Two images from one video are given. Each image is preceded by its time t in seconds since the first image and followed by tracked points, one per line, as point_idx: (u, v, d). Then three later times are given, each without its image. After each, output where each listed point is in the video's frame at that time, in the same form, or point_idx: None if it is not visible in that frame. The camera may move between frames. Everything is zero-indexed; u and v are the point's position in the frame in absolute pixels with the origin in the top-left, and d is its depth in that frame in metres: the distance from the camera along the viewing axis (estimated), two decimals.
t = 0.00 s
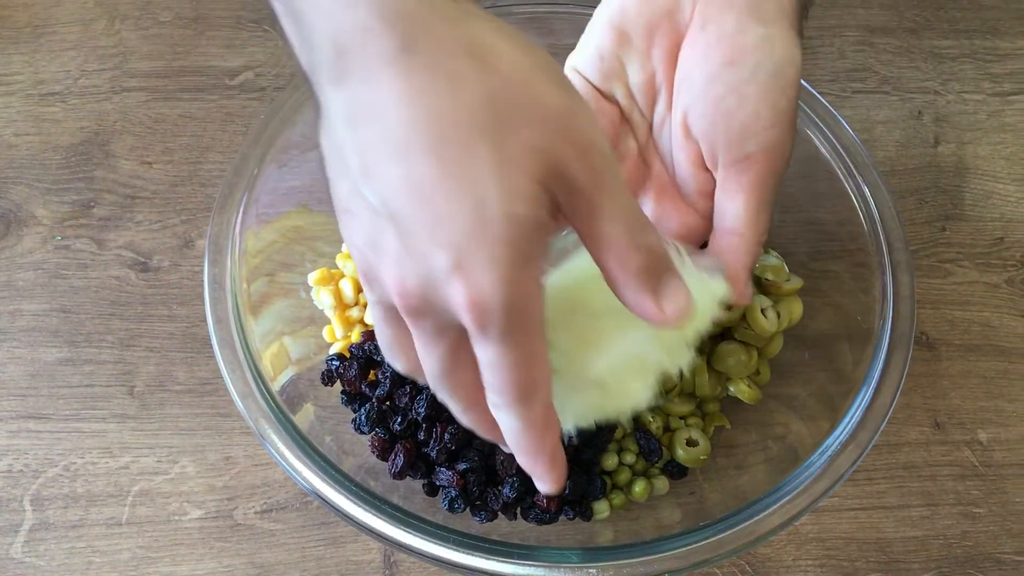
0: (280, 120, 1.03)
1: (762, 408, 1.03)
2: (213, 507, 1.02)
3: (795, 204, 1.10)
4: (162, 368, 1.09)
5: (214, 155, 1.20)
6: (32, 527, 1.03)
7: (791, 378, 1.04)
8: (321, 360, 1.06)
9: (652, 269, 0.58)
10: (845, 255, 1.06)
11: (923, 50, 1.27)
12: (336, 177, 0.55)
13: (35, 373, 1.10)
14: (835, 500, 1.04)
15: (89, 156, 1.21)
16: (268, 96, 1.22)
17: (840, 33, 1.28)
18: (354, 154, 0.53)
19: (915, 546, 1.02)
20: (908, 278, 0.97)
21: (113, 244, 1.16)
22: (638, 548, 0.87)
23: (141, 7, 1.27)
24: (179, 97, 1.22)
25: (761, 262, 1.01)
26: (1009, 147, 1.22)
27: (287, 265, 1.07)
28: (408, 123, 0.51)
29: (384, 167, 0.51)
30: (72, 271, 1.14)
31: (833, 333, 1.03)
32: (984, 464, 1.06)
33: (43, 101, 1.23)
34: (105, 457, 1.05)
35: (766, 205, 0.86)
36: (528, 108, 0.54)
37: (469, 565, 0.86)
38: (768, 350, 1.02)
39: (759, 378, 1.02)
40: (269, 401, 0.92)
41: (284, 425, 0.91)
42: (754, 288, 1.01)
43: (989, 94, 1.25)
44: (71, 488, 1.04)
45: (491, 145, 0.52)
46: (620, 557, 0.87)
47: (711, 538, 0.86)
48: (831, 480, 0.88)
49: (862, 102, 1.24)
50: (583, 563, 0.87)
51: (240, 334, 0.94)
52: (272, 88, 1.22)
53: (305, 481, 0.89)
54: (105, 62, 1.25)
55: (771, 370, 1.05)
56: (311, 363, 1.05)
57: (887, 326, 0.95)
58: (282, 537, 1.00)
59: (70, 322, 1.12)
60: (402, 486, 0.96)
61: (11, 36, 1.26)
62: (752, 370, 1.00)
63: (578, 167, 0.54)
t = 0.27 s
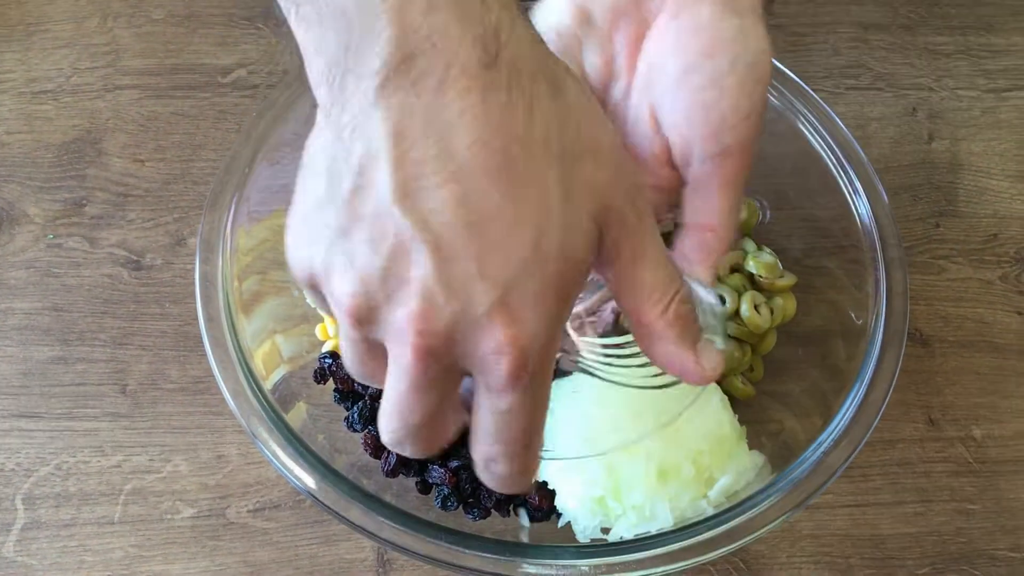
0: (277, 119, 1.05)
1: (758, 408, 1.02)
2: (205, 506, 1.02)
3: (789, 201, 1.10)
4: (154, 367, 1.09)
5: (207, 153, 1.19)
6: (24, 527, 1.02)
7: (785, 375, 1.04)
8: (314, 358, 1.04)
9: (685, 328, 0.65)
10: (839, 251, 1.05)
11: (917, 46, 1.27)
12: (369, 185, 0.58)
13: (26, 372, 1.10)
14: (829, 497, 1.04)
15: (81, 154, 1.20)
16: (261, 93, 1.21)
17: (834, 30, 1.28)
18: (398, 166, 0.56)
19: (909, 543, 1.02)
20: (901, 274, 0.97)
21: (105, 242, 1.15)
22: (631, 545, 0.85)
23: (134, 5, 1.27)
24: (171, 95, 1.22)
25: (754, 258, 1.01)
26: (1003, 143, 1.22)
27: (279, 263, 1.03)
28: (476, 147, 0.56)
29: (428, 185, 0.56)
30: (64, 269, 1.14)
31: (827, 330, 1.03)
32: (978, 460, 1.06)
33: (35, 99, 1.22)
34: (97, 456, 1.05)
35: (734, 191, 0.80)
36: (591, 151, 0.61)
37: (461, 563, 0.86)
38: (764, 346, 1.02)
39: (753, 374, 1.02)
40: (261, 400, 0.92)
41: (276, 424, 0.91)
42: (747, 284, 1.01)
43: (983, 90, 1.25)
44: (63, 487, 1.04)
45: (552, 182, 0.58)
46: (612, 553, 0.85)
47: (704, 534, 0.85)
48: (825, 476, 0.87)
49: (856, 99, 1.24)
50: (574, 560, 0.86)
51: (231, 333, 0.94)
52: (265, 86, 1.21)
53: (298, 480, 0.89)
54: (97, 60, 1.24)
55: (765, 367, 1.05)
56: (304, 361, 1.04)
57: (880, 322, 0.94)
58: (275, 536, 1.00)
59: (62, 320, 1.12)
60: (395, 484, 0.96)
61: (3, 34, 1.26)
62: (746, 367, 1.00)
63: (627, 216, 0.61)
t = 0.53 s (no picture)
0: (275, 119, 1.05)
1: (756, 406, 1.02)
2: (204, 506, 1.02)
3: (785, 201, 1.11)
4: (152, 367, 1.09)
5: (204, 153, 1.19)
6: (22, 527, 1.02)
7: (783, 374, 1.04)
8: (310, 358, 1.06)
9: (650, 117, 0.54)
10: (836, 250, 1.06)
11: (915, 45, 1.27)
12: None
13: (24, 372, 1.10)
14: (827, 495, 1.04)
15: (79, 154, 1.20)
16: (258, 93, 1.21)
17: (831, 28, 1.27)
18: None
19: (906, 541, 1.02)
20: (898, 273, 0.97)
21: (103, 243, 1.15)
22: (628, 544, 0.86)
23: (131, 5, 1.27)
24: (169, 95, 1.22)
25: (752, 257, 1.01)
26: (1000, 142, 1.22)
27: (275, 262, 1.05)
28: None
29: None
30: (62, 270, 1.14)
31: (824, 329, 1.04)
32: (975, 458, 1.06)
33: (32, 99, 1.22)
34: (95, 456, 1.05)
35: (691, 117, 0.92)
36: None
37: (459, 562, 0.86)
38: (760, 346, 1.01)
39: (750, 373, 1.02)
40: (260, 401, 0.92)
41: (275, 425, 0.91)
42: (745, 283, 1.02)
43: (981, 88, 1.25)
44: (61, 487, 1.04)
45: None
46: (610, 551, 0.86)
47: (701, 534, 0.85)
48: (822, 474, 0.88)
49: (854, 97, 1.24)
50: (572, 559, 0.86)
51: (229, 333, 0.94)
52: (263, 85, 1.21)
53: (296, 480, 0.88)
54: (94, 60, 1.24)
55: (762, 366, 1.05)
56: (301, 360, 1.05)
57: (876, 321, 0.94)
58: (273, 536, 1.00)
59: (60, 321, 1.12)
60: (393, 484, 0.96)
61: None
62: (743, 366, 1.00)
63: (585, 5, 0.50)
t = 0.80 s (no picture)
0: (271, 125, 1.07)
1: (748, 408, 1.03)
2: (200, 509, 1.03)
3: (777, 203, 1.11)
4: (150, 372, 1.10)
5: (201, 160, 1.21)
6: (21, 531, 1.04)
7: (774, 375, 1.05)
8: (305, 362, 1.06)
9: None
10: (827, 252, 1.06)
11: (908, 48, 1.27)
12: None
13: (23, 377, 1.11)
14: (819, 496, 1.05)
15: (78, 162, 1.22)
16: (255, 100, 1.23)
17: (824, 31, 1.28)
18: None
19: (897, 541, 1.02)
20: (887, 275, 0.97)
21: (101, 249, 1.17)
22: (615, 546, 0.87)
23: (130, 14, 1.28)
24: (167, 103, 1.23)
25: (742, 259, 1.01)
26: (993, 143, 1.23)
27: (270, 268, 1.09)
28: None
29: None
30: (61, 276, 1.15)
31: (816, 330, 1.04)
32: (967, 459, 1.06)
33: (32, 108, 1.24)
34: (93, 460, 1.06)
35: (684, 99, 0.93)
36: None
37: (449, 565, 0.87)
38: (751, 348, 1.02)
39: (741, 375, 1.03)
40: (253, 407, 0.93)
41: (268, 431, 0.92)
42: (735, 286, 1.02)
43: (974, 90, 1.25)
44: (60, 491, 1.05)
45: None
46: (598, 554, 0.86)
47: (688, 535, 0.86)
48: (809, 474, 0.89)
49: (847, 100, 1.25)
50: (561, 561, 0.86)
51: (222, 341, 0.96)
52: (260, 92, 1.23)
53: (289, 485, 0.90)
54: (93, 68, 1.26)
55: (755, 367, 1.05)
56: (296, 365, 1.05)
57: (864, 323, 0.95)
58: (268, 538, 1.01)
59: (59, 327, 1.13)
60: (386, 487, 0.97)
61: None
62: (733, 368, 1.01)
63: None
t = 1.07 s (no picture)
0: (270, 127, 1.07)
1: (746, 408, 1.03)
2: (199, 509, 1.03)
3: (776, 203, 1.11)
4: (148, 373, 1.10)
5: (200, 160, 1.21)
6: (20, 531, 1.04)
7: (774, 375, 1.05)
8: (304, 362, 1.06)
9: None
10: (826, 252, 1.06)
11: (907, 47, 1.27)
12: None
13: (22, 378, 1.11)
14: (818, 496, 1.05)
15: (77, 162, 1.22)
16: (253, 101, 1.22)
17: (823, 31, 1.28)
18: None
19: (896, 541, 1.02)
20: (885, 274, 0.97)
21: (99, 249, 1.17)
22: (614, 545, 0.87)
23: (128, 14, 1.28)
24: (165, 103, 1.23)
25: (741, 259, 1.01)
26: (991, 143, 1.23)
27: (269, 268, 1.08)
28: None
29: None
30: (59, 277, 1.15)
31: (815, 330, 1.04)
32: (966, 458, 1.06)
33: (30, 108, 1.24)
34: (92, 461, 1.06)
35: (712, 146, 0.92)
36: None
37: (448, 565, 0.87)
38: (749, 348, 1.02)
39: (740, 375, 1.03)
40: (252, 407, 0.93)
41: (266, 431, 0.92)
42: (734, 286, 1.02)
43: (973, 90, 1.25)
44: (58, 491, 1.05)
45: None
46: (597, 554, 0.87)
47: (686, 535, 0.87)
48: (808, 474, 0.89)
49: (845, 100, 1.25)
50: (560, 561, 0.87)
51: (221, 341, 0.96)
52: (258, 93, 1.22)
53: (287, 486, 0.90)
54: (91, 68, 1.25)
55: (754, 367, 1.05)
56: (294, 365, 1.05)
57: (862, 322, 0.95)
58: (267, 539, 1.01)
59: (57, 327, 1.13)
60: (385, 487, 0.97)
61: None
62: (732, 368, 1.01)
63: None
